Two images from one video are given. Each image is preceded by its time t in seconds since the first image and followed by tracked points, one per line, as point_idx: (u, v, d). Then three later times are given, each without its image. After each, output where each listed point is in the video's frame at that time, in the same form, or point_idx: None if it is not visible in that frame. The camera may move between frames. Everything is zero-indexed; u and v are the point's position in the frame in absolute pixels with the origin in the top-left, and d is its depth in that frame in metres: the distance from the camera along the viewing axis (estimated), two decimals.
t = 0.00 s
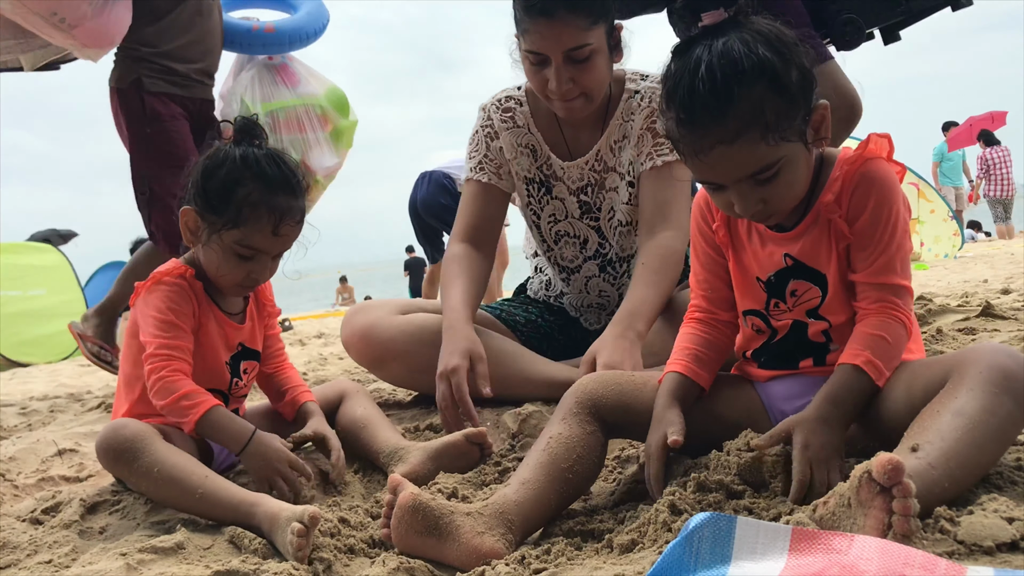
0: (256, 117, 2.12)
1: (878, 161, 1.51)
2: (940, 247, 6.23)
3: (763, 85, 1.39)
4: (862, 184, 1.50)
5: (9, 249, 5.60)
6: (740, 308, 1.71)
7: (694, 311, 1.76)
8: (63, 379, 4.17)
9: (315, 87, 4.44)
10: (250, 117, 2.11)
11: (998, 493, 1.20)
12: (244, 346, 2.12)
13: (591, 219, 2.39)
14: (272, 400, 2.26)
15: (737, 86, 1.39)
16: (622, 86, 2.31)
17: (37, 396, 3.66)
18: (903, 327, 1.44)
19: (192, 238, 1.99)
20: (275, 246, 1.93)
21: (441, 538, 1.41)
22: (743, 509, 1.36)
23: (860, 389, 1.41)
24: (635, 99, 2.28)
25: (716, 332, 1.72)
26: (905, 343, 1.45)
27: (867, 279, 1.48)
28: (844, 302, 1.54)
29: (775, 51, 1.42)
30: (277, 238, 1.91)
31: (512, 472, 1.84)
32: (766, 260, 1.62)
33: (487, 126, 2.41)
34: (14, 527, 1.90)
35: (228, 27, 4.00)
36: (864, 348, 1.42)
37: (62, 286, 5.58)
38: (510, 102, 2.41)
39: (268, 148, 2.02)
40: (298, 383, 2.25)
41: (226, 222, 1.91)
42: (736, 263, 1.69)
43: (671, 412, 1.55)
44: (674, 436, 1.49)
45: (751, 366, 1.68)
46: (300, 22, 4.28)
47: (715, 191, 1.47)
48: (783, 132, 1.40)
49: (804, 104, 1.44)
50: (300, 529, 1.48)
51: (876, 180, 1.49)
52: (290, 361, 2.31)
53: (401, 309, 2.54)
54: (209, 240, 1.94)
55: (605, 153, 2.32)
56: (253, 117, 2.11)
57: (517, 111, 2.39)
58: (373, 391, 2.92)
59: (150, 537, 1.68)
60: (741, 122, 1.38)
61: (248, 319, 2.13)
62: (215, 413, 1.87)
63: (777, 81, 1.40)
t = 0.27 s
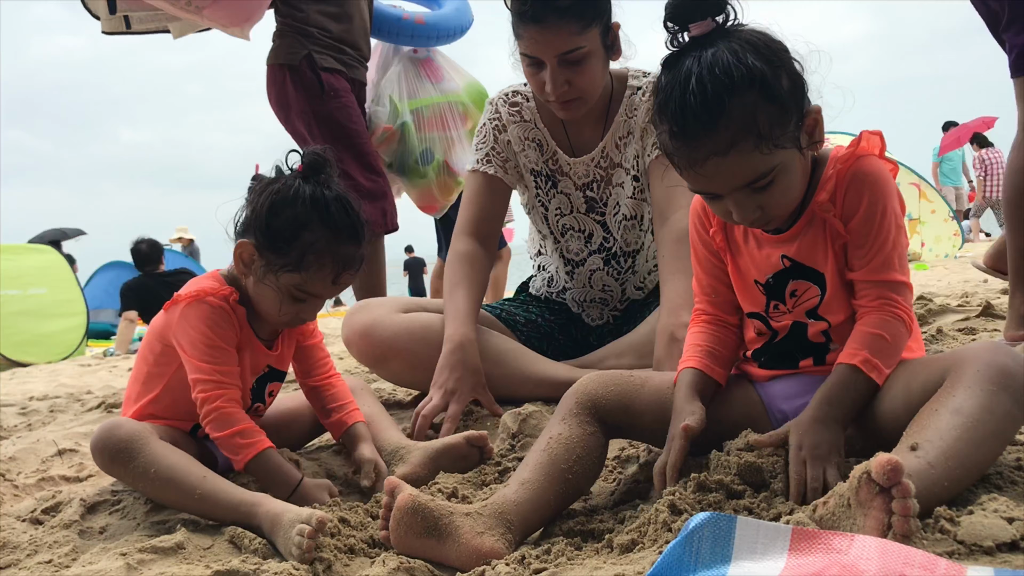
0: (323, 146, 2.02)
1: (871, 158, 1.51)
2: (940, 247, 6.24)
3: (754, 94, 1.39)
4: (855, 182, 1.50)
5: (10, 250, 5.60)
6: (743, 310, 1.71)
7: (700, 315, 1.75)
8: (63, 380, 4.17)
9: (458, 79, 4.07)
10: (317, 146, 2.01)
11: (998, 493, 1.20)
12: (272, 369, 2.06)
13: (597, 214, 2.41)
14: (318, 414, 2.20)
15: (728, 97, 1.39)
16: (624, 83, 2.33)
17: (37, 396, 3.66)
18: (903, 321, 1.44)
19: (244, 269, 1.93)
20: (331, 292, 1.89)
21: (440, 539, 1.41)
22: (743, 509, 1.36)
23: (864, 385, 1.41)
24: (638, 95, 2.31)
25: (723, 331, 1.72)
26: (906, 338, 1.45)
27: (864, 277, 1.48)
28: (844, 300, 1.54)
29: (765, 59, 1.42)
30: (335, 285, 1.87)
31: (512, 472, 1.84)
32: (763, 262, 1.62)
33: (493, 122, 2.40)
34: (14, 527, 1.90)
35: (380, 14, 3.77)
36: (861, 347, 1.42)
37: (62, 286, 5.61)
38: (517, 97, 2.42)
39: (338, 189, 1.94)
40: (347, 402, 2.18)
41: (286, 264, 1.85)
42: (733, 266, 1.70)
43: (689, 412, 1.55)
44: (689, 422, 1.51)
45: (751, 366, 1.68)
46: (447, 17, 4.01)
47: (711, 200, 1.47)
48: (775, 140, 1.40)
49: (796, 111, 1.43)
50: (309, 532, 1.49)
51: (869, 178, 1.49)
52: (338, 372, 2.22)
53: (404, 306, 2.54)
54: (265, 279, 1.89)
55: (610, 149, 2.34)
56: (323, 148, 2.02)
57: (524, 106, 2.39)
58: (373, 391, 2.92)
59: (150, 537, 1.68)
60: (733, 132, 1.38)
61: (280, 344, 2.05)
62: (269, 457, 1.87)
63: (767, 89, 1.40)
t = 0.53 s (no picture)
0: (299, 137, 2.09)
1: (879, 162, 1.51)
2: (940, 247, 6.24)
3: (737, 105, 1.39)
4: (863, 186, 1.49)
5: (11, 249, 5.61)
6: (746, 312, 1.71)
7: (698, 316, 1.76)
8: (63, 379, 4.17)
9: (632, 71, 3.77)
10: (292, 137, 2.08)
11: (998, 493, 1.20)
12: (265, 362, 2.11)
13: (597, 211, 2.42)
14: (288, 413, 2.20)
15: (712, 107, 1.40)
16: (626, 80, 2.33)
17: (37, 396, 3.67)
18: (913, 325, 1.44)
19: (224, 261, 1.96)
20: (309, 277, 1.92)
21: (440, 540, 1.41)
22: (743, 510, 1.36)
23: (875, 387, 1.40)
24: (639, 92, 2.31)
25: (724, 333, 1.73)
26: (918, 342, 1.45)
27: (872, 281, 1.48)
28: (849, 304, 1.53)
29: (757, 70, 1.40)
30: (312, 269, 1.91)
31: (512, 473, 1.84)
32: (769, 266, 1.62)
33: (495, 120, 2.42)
34: (14, 527, 1.90)
35: None
36: (879, 348, 1.41)
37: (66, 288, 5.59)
38: (519, 91, 2.43)
39: (312, 176, 2.01)
40: (321, 405, 2.17)
41: (262, 248, 1.89)
42: (737, 269, 1.70)
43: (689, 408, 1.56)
44: (688, 419, 1.51)
45: (751, 366, 1.68)
46: None
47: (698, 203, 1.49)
48: (761, 152, 1.40)
49: (786, 123, 1.42)
50: (309, 532, 1.49)
51: (877, 182, 1.48)
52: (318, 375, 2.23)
53: (404, 305, 2.55)
54: (243, 266, 1.92)
55: (612, 146, 2.35)
56: (298, 138, 2.09)
57: (525, 100, 2.41)
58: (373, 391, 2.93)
59: (150, 537, 1.68)
60: (712, 143, 1.39)
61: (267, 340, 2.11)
62: (258, 427, 1.89)
63: (755, 101, 1.39)
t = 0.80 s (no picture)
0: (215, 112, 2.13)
1: (878, 161, 1.51)
2: (940, 247, 6.24)
3: (694, 96, 1.44)
4: (859, 186, 1.49)
5: (11, 249, 5.59)
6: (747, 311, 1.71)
7: (701, 317, 1.76)
8: (63, 380, 4.18)
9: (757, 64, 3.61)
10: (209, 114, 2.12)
11: (998, 493, 1.20)
12: (220, 334, 2.13)
13: (601, 217, 2.41)
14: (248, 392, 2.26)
15: (715, 77, 1.43)
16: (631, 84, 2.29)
17: (37, 396, 3.66)
18: (910, 325, 1.44)
19: (153, 236, 2.00)
20: (234, 240, 1.95)
21: (440, 540, 1.41)
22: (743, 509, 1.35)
23: (867, 384, 1.41)
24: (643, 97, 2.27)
25: (726, 334, 1.72)
26: (915, 342, 1.45)
27: (871, 281, 1.47)
28: (848, 304, 1.53)
29: (763, 49, 1.45)
30: (233, 231, 1.93)
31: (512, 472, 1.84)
32: (768, 265, 1.62)
33: (497, 127, 2.40)
34: (14, 527, 1.90)
35: None
36: (869, 347, 1.42)
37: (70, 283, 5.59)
38: (522, 98, 2.40)
39: (226, 145, 2.04)
40: (268, 372, 2.26)
41: (183, 216, 1.92)
42: (738, 268, 1.70)
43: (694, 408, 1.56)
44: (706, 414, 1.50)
45: (752, 366, 1.68)
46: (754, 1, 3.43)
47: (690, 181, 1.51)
48: (758, 127, 1.44)
49: (735, 131, 1.44)
50: (303, 527, 1.49)
51: (874, 182, 1.48)
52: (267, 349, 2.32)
53: (403, 306, 2.55)
54: (170, 237, 1.95)
55: (618, 152, 2.33)
56: (213, 114, 2.12)
57: (529, 107, 2.38)
58: (373, 391, 2.93)
59: (150, 537, 1.68)
60: (713, 109, 1.43)
61: (218, 307, 2.14)
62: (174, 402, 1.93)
63: (758, 77, 1.43)
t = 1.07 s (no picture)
0: (239, 120, 2.11)
1: (878, 162, 1.51)
2: (940, 248, 6.25)
3: (695, 91, 1.44)
4: (861, 186, 1.49)
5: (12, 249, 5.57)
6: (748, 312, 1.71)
7: (703, 318, 1.77)
8: (63, 380, 4.18)
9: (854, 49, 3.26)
10: (234, 121, 2.10)
11: (997, 493, 1.20)
12: (225, 339, 2.14)
13: (598, 223, 2.40)
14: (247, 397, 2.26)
15: (718, 72, 1.43)
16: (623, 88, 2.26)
17: (37, 396, 3.67)
18: (911, 326, 1.43)
19: (167, 242, 2.00)
20: (248, 256, 1.95)
21: (440, 541, 1.41)
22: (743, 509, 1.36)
23: (868, 385, 1.40)
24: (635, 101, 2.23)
25: (728, 335, 1.72)
26: (916, 343, 1.44)
27: (872, 282, 1.47)
28: (850, 305, 1.53)
29: (768, 46, 1.45)
30: (249, 249, 1.93)
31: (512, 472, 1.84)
32: (770, 267, 1.62)
33: (493, 138, 2.41)
34: (15, 527, 1.90)
35: None
36: (871, 348, 1.42)
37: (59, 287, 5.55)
38: (511, 109, 2.39)
39: (249, 158, 2.03)
40: (273, 385, 2.26)
41: (200, 229, 1.92)
42: (740, 270, 1.70)
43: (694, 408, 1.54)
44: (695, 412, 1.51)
45: (752, 366, 1.68)
46: None
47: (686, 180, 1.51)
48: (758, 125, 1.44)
49: (735, 126, 1.44)
50: (306, 524, 1.49)
51: (876, 182, 1.48)
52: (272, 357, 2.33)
53: (404, 307, 2.55)
54: (184, 247, 1.96)
55: (608, 155, 2.30)
56: (238, 122, 2.11)
57: (519, 117, 2.37)
58: (373, 391, 2.93)
59: (150, 537, 1.68)
60: (715, 106, 1.43)
61: (227, 311, 2.15)
62: (191, 420, 1.92)
63: (761, 74, 1.43)
